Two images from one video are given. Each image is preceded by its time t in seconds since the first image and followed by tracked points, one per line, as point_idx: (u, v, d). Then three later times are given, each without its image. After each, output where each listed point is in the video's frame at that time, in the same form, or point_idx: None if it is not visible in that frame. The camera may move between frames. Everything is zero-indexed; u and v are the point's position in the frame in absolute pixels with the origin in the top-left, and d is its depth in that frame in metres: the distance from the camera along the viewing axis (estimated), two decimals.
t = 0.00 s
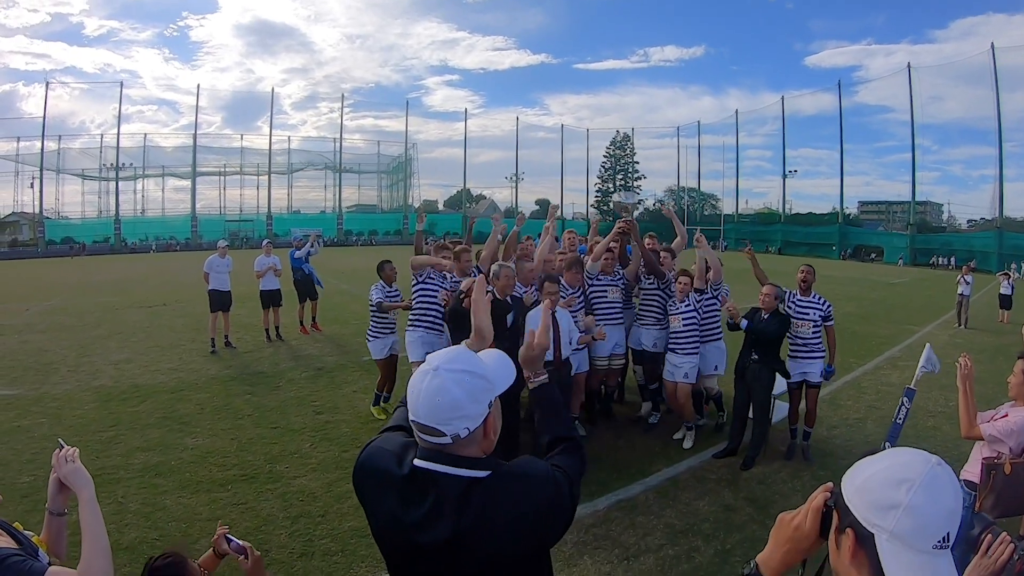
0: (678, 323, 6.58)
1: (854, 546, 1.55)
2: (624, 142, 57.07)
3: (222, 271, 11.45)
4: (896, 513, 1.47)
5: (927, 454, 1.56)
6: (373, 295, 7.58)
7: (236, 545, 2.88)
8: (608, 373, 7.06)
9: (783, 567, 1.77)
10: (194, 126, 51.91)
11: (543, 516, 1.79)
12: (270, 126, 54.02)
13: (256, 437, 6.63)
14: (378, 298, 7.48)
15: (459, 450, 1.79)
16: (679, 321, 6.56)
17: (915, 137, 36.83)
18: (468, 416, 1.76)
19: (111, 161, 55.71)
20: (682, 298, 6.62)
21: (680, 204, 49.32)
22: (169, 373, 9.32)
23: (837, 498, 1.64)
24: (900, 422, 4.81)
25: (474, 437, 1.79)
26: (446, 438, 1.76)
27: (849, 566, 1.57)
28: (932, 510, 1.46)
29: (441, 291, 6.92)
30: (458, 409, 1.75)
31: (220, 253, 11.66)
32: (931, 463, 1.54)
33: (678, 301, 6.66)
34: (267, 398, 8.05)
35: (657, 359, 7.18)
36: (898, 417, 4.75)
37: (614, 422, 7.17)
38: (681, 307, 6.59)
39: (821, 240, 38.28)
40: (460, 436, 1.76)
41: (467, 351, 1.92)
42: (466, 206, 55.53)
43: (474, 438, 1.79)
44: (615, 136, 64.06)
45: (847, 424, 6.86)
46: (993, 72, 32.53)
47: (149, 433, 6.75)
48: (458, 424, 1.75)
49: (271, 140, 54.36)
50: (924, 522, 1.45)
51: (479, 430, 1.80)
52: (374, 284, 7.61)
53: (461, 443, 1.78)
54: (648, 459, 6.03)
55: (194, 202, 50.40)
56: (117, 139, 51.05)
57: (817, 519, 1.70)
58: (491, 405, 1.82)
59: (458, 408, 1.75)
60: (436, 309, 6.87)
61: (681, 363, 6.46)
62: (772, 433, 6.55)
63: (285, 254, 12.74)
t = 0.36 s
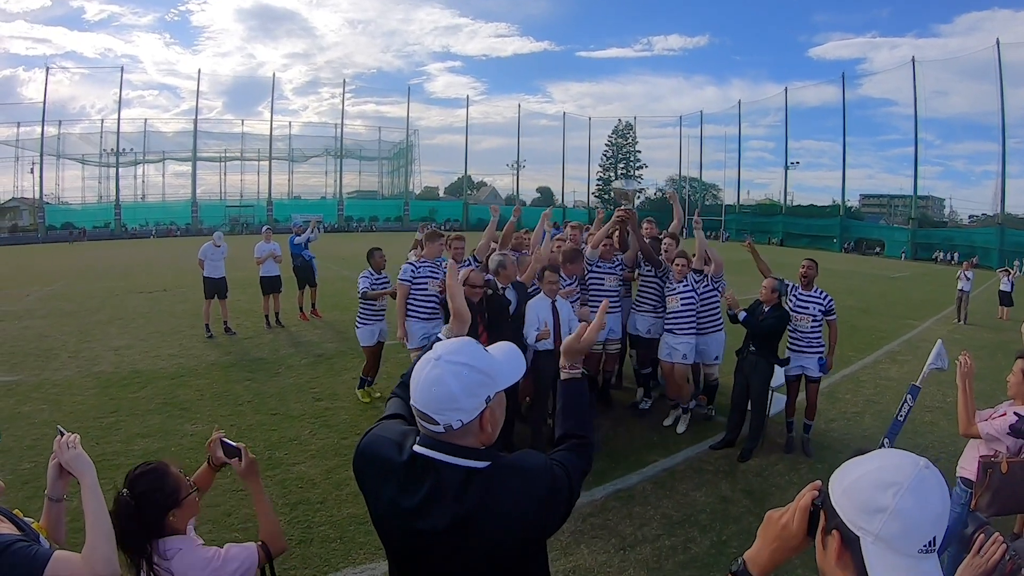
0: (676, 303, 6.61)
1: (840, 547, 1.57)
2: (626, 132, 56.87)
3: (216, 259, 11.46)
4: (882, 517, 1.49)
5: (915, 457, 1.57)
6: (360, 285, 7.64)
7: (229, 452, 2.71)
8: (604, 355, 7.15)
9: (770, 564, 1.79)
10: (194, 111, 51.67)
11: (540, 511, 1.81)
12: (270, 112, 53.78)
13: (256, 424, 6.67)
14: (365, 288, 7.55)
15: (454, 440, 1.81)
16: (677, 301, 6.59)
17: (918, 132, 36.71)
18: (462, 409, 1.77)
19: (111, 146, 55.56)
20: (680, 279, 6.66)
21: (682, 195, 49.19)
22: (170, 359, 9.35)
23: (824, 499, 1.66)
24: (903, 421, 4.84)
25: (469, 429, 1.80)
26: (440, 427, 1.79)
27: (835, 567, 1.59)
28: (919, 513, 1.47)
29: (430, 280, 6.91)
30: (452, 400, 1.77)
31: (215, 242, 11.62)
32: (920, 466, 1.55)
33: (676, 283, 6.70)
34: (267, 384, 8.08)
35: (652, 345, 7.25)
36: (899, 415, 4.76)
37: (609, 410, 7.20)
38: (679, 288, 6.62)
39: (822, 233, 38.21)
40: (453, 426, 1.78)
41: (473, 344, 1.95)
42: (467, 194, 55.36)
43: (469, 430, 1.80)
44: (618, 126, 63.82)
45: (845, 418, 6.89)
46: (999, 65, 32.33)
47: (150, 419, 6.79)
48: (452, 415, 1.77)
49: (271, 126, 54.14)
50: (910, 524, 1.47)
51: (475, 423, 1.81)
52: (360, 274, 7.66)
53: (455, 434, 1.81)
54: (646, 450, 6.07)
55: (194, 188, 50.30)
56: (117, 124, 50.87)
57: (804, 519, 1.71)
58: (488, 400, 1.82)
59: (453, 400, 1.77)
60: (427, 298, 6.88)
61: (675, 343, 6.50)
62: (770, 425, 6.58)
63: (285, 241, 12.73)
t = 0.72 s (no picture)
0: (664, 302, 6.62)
1: (780, 566, 1.55)
2: (625, 125, 56.84)
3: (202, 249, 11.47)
4: (822, 539, 1.47)
5: (861, 479, 1.55)
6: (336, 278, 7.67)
7: (190, 363, 2.67)
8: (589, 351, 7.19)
9: None
10: (192, 97, 51.41)
11: (504, 507, 1.81)
12: (268, 99, 53.55)
13: (244, 412, 6.69)
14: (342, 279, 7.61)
15: (416, 437, 1.84)
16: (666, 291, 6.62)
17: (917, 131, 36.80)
18: (423, 408, 1.80)
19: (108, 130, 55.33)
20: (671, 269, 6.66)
21: (679, 188, 49.22)
22: (161, 346, 9.36)
23: (768, 516, 1.64)
24: (880, 418, 5.09)
25: (431, 427, 1.83)
26: (403, 425, 1.82)
27: None
28: (860, 538, 1.45)
29: (410, 269, 7.04)
30: (414, 400, 1.79)
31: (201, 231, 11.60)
32: (864, 488, 1.52)
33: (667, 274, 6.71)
34: (257, 373, 8.09)
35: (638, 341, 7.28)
36: (878, 412, 5.00)
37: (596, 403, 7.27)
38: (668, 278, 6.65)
39: (819, 230, 38.31)
40: (415, 425, 1.81)
41: (435, 343, 1.96)
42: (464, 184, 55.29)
43: (430, 428, 1.83)
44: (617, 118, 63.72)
45: (832, 417, 6.94)
46: (999, 65, 32.35)
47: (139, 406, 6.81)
48: (414, 414, 1.80)
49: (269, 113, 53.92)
50: (851, 549, 1.45)
51: (437, 421, 1.83)
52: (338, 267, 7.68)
53: (418, 431, 1.83)
54: (631, 445, 6.11)
55: (191, 174, 50.13)
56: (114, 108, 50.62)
57: (748, 534, 1.69)
58: (450, 399, 1.84)
59: (414, 400, 1.79)
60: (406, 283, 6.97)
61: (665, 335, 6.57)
62: (756, 423, 6.63)
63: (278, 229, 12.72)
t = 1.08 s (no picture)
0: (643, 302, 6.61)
1: (694, 570, 1.38)
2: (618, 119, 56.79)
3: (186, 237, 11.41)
4: (735, 543, 1.30)
5: (781, 477, 1.37)
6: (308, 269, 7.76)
7: (127, 339, 2.54)
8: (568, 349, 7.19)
9: None
10: (182, 85, 50.97)
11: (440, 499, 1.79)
12: (260, 89, 53.18)
13: (223, 401, 6.67)
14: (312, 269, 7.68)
15: (352, 428, 1.82)
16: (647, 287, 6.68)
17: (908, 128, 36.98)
18: (362, 395, 1.79)
19: (97, 119, 54.89)
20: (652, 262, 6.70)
21: (671, 182, 49.30)
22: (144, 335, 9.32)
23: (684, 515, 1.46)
24: (860, 412, 5.18)
25: (369, 415, 1.82)
26: (342, 416, 1.79)
27: None
28: (774, 544, 1.27)
29: (385, 256, 7.16)
30: (353, 388, 1.78)
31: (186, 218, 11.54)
32: (784, 487, 1.34)
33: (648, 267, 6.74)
34: (238, 362, 8.06)
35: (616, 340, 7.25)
36: (857, 406, 5.04)
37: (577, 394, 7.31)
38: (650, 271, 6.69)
39: (809, 225, 38.48)
40: (355, 414, 1.79)
41: (362, 330, 1.94)
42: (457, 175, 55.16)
43: (369, 416, 1.82)
44: (610, 111, 63.72)
45: (812, 411, 6.98)
46: (991, 63, 32.49)
47: (118, 395, 6.77)
48: (353, 403, 1.78)
49: (260, 103, 53.54)
50: (765, 555, 1.27)
51: (375, 409, 1.83)
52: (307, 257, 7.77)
53: (356, 421, 1.81)
54: (609, 437, 6.14)
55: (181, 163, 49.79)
56: (103, 96, 50.16)
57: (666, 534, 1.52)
58: (386, 383, 1.85)
59: (352, 388, 1.78)
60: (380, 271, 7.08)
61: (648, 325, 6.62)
62: (735, 416, 6.68)
63: (264, 219, 12.65)
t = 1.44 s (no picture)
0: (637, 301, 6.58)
1: None
2: (615, 116, 56.73)
3: (178, 232, 11.30)
4: None
5: (777, 526, 1.30)
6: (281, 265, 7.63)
7: (78, 346, 2.46)
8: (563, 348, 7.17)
9: None
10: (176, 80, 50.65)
11: (415, 515, 1.76)
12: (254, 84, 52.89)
13: (211, 401, 6.60)
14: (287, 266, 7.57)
15: (324, 448, 1.77)
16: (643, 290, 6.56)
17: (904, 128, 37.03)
18: (339, 409, 1.75)
19: (90, 113, 54.51)
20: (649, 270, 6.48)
21: (667, 180, 49.26)
22: (133, 333, 9.22)
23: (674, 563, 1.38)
24: (858, 419, 5.14)
25: (344, 431, 1.78)
26: (317, 433, 1.74)
27: None
28: None
29: (370, 256, 7.09)
30: (329, 402, 1.74)
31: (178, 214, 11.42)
32: (779, 538, 1.27)
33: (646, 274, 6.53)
34: (228, 361, 7.99)
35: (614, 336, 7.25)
36: (858, 412, 5.03)
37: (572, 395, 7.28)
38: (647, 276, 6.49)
39: (805, 224, 38.51)
40: (331, 430, 1.75)
41: (331, 342, 1.90)
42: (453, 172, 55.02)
43: (344, 433, 1.78)
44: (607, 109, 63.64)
45: (808, 414, 6.94)
46: (987, 62, 32.54)
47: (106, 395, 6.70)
48: (330, 418, 1.74)
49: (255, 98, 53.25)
50: None
51: (350, 424, 1.79)
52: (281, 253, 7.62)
53: (330, 439, 1.77)
54: (602, 439, 6.09)
55: (175, 158, 49.50)
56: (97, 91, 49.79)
57: None
58: (361, 396, 1.82)
59: (329, 401, 1.75)
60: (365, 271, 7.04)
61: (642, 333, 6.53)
62: (731, 419, 6.68)
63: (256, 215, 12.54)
